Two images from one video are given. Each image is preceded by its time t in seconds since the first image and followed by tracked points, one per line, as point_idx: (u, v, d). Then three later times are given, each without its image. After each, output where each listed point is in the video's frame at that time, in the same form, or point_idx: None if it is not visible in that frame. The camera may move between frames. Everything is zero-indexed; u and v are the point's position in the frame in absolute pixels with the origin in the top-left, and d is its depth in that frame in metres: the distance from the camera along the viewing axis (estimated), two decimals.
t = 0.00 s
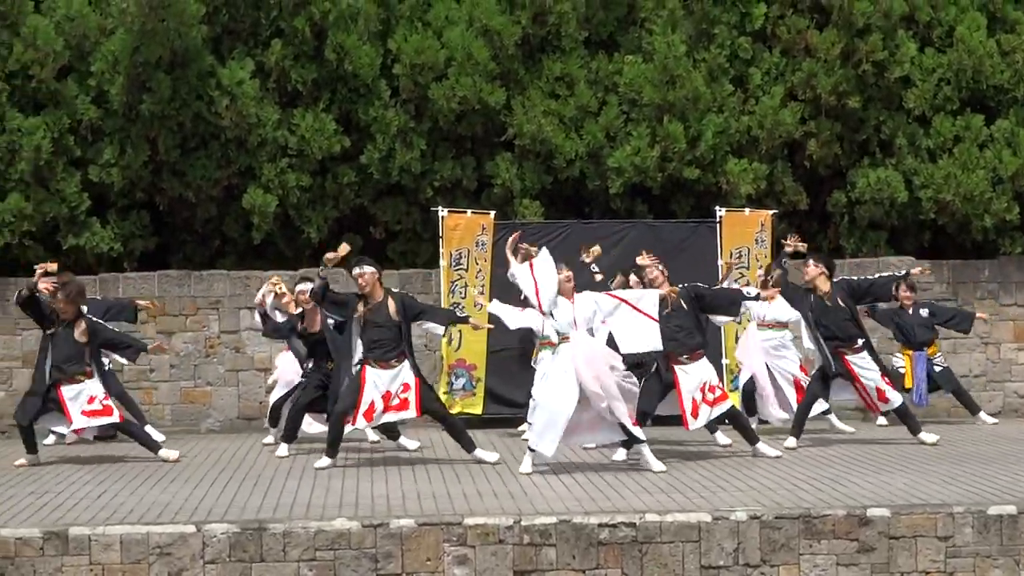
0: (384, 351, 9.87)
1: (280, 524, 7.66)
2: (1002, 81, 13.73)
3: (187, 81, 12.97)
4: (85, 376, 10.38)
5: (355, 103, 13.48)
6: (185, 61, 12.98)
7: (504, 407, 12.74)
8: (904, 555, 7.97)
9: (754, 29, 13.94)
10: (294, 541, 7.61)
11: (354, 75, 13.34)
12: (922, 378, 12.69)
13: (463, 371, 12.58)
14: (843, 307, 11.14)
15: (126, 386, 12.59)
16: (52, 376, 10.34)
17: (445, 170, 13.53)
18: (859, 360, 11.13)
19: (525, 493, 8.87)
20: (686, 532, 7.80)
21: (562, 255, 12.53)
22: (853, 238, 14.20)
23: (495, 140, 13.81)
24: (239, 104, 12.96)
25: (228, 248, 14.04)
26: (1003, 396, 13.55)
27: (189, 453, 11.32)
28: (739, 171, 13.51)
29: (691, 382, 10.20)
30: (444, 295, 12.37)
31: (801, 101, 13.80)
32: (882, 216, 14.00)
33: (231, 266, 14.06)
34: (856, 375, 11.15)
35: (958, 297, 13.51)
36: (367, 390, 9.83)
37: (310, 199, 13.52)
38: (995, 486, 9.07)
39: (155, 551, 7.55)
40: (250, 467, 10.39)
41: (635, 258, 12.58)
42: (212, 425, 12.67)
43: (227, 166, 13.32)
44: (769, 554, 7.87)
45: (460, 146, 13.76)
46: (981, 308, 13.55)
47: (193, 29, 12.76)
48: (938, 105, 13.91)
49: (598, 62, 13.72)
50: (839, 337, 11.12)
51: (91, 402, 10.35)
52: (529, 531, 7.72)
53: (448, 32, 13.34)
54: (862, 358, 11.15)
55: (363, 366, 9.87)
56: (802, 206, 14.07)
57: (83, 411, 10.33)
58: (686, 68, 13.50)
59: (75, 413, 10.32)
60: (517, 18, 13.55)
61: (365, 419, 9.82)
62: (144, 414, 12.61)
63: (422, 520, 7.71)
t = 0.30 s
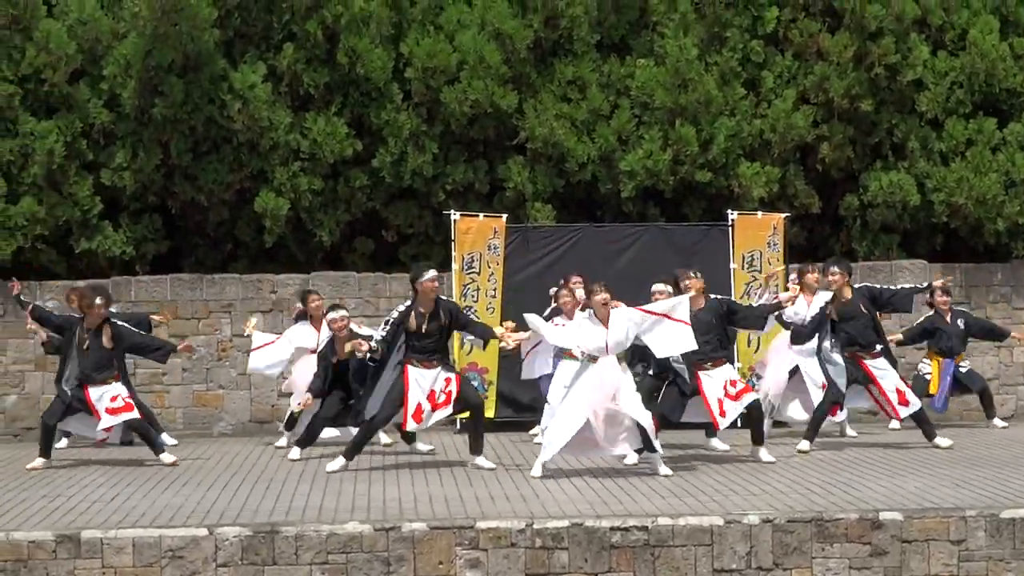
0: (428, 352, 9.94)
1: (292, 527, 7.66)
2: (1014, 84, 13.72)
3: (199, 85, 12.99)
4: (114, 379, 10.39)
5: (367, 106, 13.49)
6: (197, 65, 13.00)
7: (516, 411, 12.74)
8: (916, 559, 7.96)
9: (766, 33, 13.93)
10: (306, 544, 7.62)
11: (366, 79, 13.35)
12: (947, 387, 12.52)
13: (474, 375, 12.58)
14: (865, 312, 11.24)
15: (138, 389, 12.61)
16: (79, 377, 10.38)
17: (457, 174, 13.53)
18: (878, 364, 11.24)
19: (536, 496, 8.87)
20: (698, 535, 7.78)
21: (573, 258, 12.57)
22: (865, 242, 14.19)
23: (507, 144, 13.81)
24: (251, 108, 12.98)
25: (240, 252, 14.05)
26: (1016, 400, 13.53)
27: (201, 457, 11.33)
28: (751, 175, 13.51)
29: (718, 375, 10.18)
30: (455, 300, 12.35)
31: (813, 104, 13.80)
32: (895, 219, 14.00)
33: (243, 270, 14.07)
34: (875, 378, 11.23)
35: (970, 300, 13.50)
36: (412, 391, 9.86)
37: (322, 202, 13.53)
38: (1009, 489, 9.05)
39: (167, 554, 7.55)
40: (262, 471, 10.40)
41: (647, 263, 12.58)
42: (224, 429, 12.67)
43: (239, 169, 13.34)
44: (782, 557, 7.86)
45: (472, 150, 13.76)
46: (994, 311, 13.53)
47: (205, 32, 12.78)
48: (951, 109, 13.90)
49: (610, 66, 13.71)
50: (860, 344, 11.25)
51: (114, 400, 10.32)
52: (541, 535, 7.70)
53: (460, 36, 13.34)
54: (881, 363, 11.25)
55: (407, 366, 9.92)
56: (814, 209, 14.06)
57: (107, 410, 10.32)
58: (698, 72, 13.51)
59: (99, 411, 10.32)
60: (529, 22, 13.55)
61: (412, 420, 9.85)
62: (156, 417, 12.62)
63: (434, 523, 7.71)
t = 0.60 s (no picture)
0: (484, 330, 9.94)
1: (304, 531, 7.67)
2: None
3: (210, 89, 13.01)
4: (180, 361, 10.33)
5: (378, 110, 13.49)
6: (208, 69, 13.02)
7: (529, 415, 12.72)
8: (928, 563, 7.94)
9: (777, 36, 13.92)
10: (317, 547, 7.62)
11: (377, 82, 13.36)
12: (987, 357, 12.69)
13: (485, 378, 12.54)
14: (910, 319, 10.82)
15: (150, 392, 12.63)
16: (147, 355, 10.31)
17: (468, 177, 13.54)
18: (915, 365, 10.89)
19: (548, 499, 8.86)
20: (710, 539, 7.78)
21: (585, 262, 12.56)
22: (876, 245, 14.18)
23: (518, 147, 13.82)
24: (262, 112, 13.00)
25: (251, 255, 14.07)
26: None
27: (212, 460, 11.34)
28: (761, 178, 13.51)
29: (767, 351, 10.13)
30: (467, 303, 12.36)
31: (823, 108, 13.80)
32: (906, 223, 14.00)
33: (254, 273, 14.09)
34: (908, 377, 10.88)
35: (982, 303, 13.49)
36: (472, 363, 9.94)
37: (333, 206, 13.54)
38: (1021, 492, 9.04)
39: (178, 558, 7.55)
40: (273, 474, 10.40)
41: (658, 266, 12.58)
42: (235, 432, 12.69)
43: (250, 173, 13.36)
44: (793, 562, 7.84)
45: (483, 153, 13.75)
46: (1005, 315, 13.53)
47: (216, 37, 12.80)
48: (962, 112, 13.89)
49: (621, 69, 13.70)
50: (908, 347, 10.81)
51: (180, 378, 10.25)
52: (551, 538, 7.71)
53: (471, 40, 13.35)
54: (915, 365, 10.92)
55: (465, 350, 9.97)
56: (825, 213, 14.06)
57: (171, 386, 10.23)
58: (709, 75, 13.51)
59: (162, 386, 10.24)
60: (540, 25, 13.55)
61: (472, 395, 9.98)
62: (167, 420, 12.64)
63: (445, 527, 7.71)
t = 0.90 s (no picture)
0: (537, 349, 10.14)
1: (313, 535, 7.67)
2: None
3: (219, 93, 13.07)
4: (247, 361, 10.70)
5: (388, 114, 13.49)
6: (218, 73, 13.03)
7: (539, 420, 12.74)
8: (938, 566, 7.93)
9: (787, 39, 13.92)
10: (326, 552, 7.62)
11: (386, 86, 13.36)
12: None
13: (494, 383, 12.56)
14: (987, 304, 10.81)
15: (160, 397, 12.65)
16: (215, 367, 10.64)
17: (477, 181, 13.53)
18: (982, 352, 10.97)
19: (558, 504, 8.86)
20: (719, 543, 7.78)
21: (594, 267, 12.57)
22: (886, 248, 14.17)
23: (528, 151, 13.82)
24: (271, 116, 13.02)
25: (261, 259, 14.07)
26: None
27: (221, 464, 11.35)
28: (771, 182, 13.51)
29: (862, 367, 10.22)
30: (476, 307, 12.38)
31: (833, 111, 13.79)
32: (915, 226, 13.99)
33: (263, 277, 14.09)
34: (972, 362, 10.98)
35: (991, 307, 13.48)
36: (522, 385, 10.13)
37: (342, 210, 13.54)
38: None
39: (188, 562, 7.56)
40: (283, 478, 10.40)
41: (667, 270, 12.59)
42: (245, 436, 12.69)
43: (260, 177, 13.36)
44: (802, 566, 7.84)
45: (492, 157, 13.75)
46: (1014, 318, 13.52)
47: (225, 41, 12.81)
48: (971, 115, 13.87)
49: (631, 73, 13.68)
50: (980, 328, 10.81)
51: (255, 381, 10.64)
52: (561, 542, 7.71)
53: (480, 43, 13.35)
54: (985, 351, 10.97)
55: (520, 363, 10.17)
56: (834, 216, 14.05)
57: (249, 391, 10.61)
58: (718, 78, 13.50)
59: (241, 393, 10.61)
60: (549, 29, 13.55)
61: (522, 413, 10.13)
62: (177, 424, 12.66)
63: (454, 531, 7.70)
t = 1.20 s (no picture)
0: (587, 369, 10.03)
1: (312, 540, 7.68)
2: None
3: (218, 98, 13.06)
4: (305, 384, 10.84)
5: (387, 119, 13.51)
6: (217, 78, 13.05)
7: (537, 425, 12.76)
8: (936, 569, 7.94)
9: (786, 45, 13.95)
10: (326, 556, 7.64)
11: (386, 91, 13.37)
12: None
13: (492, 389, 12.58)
14: None
15: (159, 402, 12.65)
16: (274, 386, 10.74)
17: (477, 186, 13.53)
18: None
19: (558, 508, 8.88)
20: (718, 547, 7.78)
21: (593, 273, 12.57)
22: (885, 253, 14.18)
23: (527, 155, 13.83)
24: (271, 121, 13.04)
25: (260, 264, 14.08)
26: None
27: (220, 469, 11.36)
28: (770, 186, 13.53)
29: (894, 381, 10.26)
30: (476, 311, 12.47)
31: (831, 116, 13.81)
32: (914, 230, 14.00)
33: (262, 282, 14.10)
34: None
35: (990, 311, 13.50)
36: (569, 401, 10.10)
37: (341, 215, 13.56)
38: None
39: (187, 567, 7.58)
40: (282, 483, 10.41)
41: (665, 275, 12.61)
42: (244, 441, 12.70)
43: (259, 182, 13.38)
44: (800, 569, 7.86)
45: (491, 162, 13.77)
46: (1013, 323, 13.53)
47: (224, 47, 12.84)
48: (969, 120, 13.89)
49: (630, 78, 13.71)
50: None
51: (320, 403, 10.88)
52: (561, 546, 7.71)
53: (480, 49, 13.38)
54: None
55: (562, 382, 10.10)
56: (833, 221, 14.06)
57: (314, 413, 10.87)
58: (717, 83, 13.50)
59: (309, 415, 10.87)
60: (549, 34, 13.57)
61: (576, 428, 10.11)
62: (175, 430, 12.66)
63: (454, 535, 7.72)
